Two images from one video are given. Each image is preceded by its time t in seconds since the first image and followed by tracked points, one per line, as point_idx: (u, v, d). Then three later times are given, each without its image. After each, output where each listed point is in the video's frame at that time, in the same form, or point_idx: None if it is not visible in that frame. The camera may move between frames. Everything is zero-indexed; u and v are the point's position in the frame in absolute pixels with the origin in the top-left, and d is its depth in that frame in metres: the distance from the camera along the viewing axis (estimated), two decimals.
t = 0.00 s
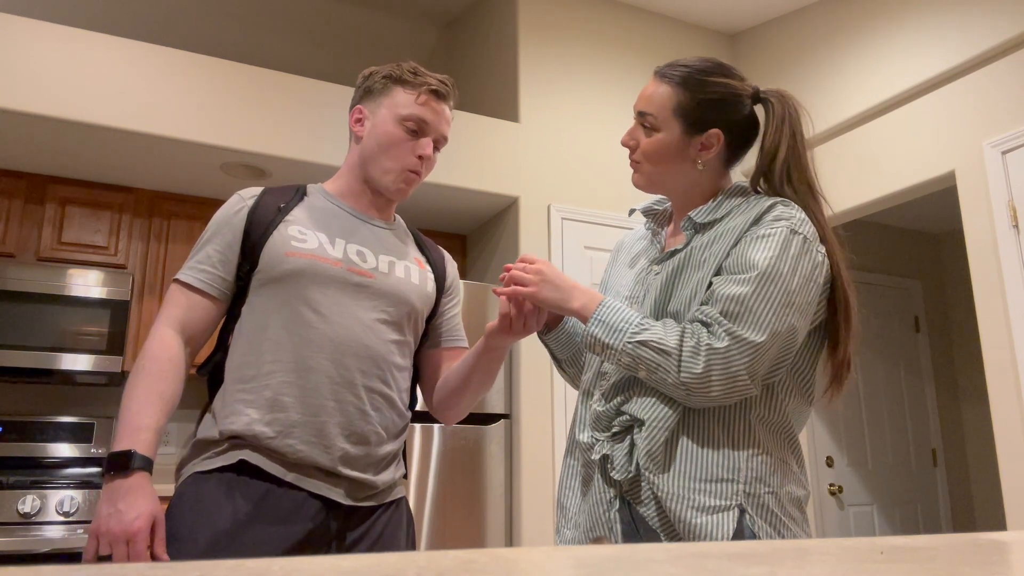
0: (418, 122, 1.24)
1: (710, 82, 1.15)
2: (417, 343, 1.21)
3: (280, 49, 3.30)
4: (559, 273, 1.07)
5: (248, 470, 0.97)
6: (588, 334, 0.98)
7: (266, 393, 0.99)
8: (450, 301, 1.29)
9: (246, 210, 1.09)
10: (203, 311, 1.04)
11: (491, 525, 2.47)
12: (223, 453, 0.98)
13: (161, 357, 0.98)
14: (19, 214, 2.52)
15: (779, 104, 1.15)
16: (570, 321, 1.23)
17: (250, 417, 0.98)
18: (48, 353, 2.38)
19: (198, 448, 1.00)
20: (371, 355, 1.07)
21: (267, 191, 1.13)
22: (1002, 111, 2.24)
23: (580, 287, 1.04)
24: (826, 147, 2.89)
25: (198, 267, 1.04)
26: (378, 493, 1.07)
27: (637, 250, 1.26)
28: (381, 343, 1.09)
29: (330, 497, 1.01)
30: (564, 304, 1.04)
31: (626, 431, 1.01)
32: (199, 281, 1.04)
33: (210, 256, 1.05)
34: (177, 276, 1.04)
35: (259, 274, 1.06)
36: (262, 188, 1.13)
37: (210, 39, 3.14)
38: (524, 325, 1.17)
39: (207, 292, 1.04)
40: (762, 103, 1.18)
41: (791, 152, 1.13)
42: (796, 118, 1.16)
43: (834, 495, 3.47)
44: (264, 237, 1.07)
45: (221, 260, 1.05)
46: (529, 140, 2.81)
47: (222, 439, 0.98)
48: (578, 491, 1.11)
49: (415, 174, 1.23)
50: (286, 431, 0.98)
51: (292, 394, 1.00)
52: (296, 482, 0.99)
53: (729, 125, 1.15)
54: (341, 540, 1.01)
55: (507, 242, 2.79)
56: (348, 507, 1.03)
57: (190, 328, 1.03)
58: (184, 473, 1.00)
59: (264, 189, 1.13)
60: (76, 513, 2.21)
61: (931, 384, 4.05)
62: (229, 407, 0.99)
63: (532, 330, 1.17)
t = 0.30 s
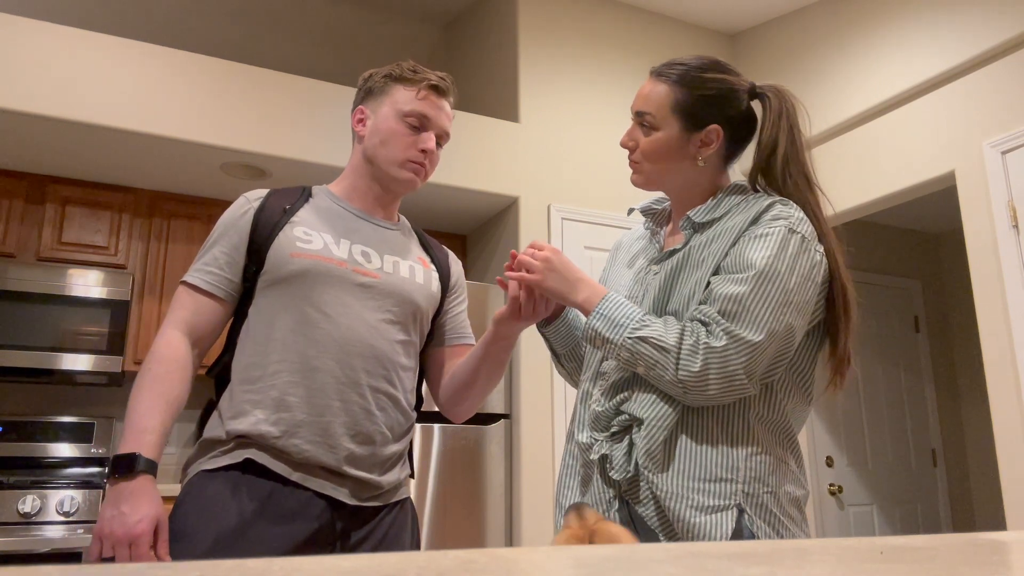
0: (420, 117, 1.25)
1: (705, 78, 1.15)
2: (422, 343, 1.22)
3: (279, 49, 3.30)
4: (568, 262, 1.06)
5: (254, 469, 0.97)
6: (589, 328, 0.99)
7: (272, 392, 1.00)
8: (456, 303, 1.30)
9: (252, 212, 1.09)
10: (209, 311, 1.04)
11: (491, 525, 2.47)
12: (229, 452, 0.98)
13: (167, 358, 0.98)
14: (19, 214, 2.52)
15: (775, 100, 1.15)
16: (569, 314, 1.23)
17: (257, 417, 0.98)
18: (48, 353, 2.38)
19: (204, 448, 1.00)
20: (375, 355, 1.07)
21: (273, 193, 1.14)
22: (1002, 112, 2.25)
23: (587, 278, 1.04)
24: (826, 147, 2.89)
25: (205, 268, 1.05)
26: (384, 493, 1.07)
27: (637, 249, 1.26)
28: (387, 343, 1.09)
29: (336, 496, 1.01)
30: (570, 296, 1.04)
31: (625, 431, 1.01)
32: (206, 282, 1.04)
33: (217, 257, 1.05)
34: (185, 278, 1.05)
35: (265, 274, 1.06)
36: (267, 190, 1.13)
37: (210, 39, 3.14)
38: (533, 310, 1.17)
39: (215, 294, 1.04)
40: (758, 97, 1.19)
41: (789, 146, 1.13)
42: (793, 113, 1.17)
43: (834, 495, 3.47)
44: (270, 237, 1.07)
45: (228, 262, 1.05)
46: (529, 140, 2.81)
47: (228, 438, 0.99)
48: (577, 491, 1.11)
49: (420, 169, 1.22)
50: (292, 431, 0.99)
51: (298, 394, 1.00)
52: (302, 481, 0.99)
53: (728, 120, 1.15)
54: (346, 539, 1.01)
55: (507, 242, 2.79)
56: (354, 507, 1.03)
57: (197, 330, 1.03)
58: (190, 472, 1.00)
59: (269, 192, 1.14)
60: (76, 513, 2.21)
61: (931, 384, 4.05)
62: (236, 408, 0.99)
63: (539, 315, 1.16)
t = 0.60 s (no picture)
0: (414, 112, 1.24)
1: (704, 76, 1.15)
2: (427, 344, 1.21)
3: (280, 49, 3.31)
4: (578, 254, 1.06)
5: (257, 467, 0.97)
6: (596, 321, 1.00)
7: (273, 392, 1.00)
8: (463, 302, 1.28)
9: (259, 213, 1.10)
10: (217, 310, 1.05)
11: (491, 525, 2.47)
12: (232, 450, 0.98)
13: (176, 357, 0.99)
14: (20, 213, 2.52)
15: (773, 96, 1.16)
16: (571, 309, 1.23)
17: (260, 416, 0.98)
18: (48, 353, 2.38)
19: (207, 446, 1.00)
20: (376, 356, 1.07)
21: (280, 194, 1.14)
22: (1002, 112, 2.24)
23: (596, 270, 1.05)
24: (826, 147, 2.89)
25: (212, 269, 1.05)
26: (385, 493, 1.06)
27: (637, 250, 1.26)
28: (390, 345, 1.09)
29: (337, 495, 1.01)
30: (579, 290, 1.04)
31: (626, 431, 1.01)
32: (212, 281, 1.04)
33: (225, 256, 1.06)
34: (193, 278, 1.05)
35: (270, 275, 1.06)
36: (275, 192, 1.13)
37: (211, 39, 3.14)
38: (529, 323, 1.17)
39: (222, 294, 1.05)
40: (756, 94, 1.19)
41: (789, 142, 1.13)
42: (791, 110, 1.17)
43: (834, 495, 3.48)
44: (277, 239, 1.07)
45: (234, 262, 1.06)
46: (529, 140, 2.81)
47: (232, 438, 0.98)
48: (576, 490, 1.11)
49: (416, 161, 1.21)
50: (293, 430, 0.99)
51: (300, 394, 1.00)
52: (304, 480, 0.99)
53: (727, 118, 1.15)
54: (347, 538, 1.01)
55: (507, 242, 2.79)
56: (354, 506, 1.02)
57: (205, 330, 1.04)
58: (194, 470, 1.00)
59: (277, 193, 1.14)
60: (77, 513, 2.21)
61: (931, 384, 4.05)
62: (240, 407, 0.99)
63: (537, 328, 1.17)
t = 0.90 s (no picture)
0: (423, 117, 1.23)
1: (710, 75, 1.16)
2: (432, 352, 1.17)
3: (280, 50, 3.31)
4: (580, 251, 1.06)
5: (246, 466, 0.97)
6: (600, 319, 1.00)
7: (264, 396, 1.00)
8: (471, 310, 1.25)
9: (268, 214, 1.10)
10: (223, 306, 1.05)
11: (491, 525, 2.47)
12: (224, 449, 0.98)
13: (182, 350, 1.00)
14: (20, 213, 2.52)
15: (778, 99, 1.15)
16: (573, 307, 1.23)
17: (254, 416, 0.99)
18: (48, 354, 2.38)
19: (203, 444, 1.01)
20: (375, 360, 1.05)
21: (292, 195, 1.14)
22: (1002, 112, 2.24)
23: (596, 266, 1.04)
24: (826, 147, 2.89)
25: (222, 267, 1.06)
26: (373, 494, 1.05)
27: (637, 250, 1.26)
28: (381, 355, 1.06)
29: (320, 497, 1.00)
30: (581, 288, 1.04)
31: (627, 430, 1.01)
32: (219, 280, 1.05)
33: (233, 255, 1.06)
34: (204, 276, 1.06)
35: (273, 278, 1.06)
36: (287, 192, 1.13)
37: (211, 39, 3.14)
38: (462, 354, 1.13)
39: (230, 294, 1.05)
40: (760, 96, 1.19)
41: (792, 145, 1.13)
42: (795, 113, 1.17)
43: (834, 495, 3.48)
44: (281, 243, 1.07)
45: (242, 262, 1.06)
46: (529, 140, 2.81)
47: (225, 436, 0.99)
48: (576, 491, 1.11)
49: (424, 165, 1.19)
50: (280, 433, 0.99)
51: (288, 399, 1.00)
52: (290, 481, 0.99)
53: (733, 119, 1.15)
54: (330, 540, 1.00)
55: (508, 242, 2.79)
56: (335, 509, 1.01)
57: (212, 325, 1.05)
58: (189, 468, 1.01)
59: (289, 194, 1.14)
60: (76, 513, 2.21)
61: (931, 384, 4.05)
62: (236, 406, 1.01)
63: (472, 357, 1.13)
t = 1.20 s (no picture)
0: (410, 111, 1.22)
1: (720, 75, 1.16)
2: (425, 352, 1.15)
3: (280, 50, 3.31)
4: (580, 250, 1.06)
5: (241, 469, 0.98)
6: (602, 318, 1.00)
7: (257, 399, 1.01)
8: (470, 308, 1.20)
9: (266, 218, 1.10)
10: (225, 309, 1.06)
11: (491, 524, 2.47)
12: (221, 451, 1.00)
13: (191, 340, 1.01)
14: (20, 213, 2.52)
15: (786, 105, 1.16)
16: (570, 307, 1.23)
17: (248, 418, 1.00)
18: (48, 353, 2.38)
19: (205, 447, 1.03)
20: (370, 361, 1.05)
21: (290, 196, 1.14)
22: (1002, 112, 2.25)
23: (597, 264, 1.03)
24: (826, 147, 2.89)
25: (222, 271, 1.07)
26: (367, 495, 1.05)
27: (637, 249, 1.26)
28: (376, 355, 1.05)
29: (313, 499, 0.99)
30: (583, 289, 1.05)
31: (626, 430, 1.01)
32: (219, 283, 1.06)
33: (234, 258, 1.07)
34: (206, 280, 1.08)
35: (268, 282, 1.06)
36: (286, 195, 1.13)
37: (211, 39, 3.14)
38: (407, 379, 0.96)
39: (230, 296, 1.06)
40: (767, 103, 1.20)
41: (795, 149, 1.13)
42: (802, 119, 1.17)
43: (834, 495, 3.48)
44: (274, 247, 1.07)
45: (241, 264, 1.07)
46: (529, 140, 2.81)
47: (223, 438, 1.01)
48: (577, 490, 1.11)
49: (413, 156, 1.17)
50: (271, 434, 0.99)
51: (279, 402, 1.01)
52: (284, 481, 0.99)
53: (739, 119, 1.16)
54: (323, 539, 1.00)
55: (507, 242, 2.79)
56: (327, 510, 1.01)
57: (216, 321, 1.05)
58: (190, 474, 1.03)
59: (288, 196, 1.14)
60: (77, 513, 2.21)
61: (931, 384, 4.05)
62: (234, 408, 1.02)
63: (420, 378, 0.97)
